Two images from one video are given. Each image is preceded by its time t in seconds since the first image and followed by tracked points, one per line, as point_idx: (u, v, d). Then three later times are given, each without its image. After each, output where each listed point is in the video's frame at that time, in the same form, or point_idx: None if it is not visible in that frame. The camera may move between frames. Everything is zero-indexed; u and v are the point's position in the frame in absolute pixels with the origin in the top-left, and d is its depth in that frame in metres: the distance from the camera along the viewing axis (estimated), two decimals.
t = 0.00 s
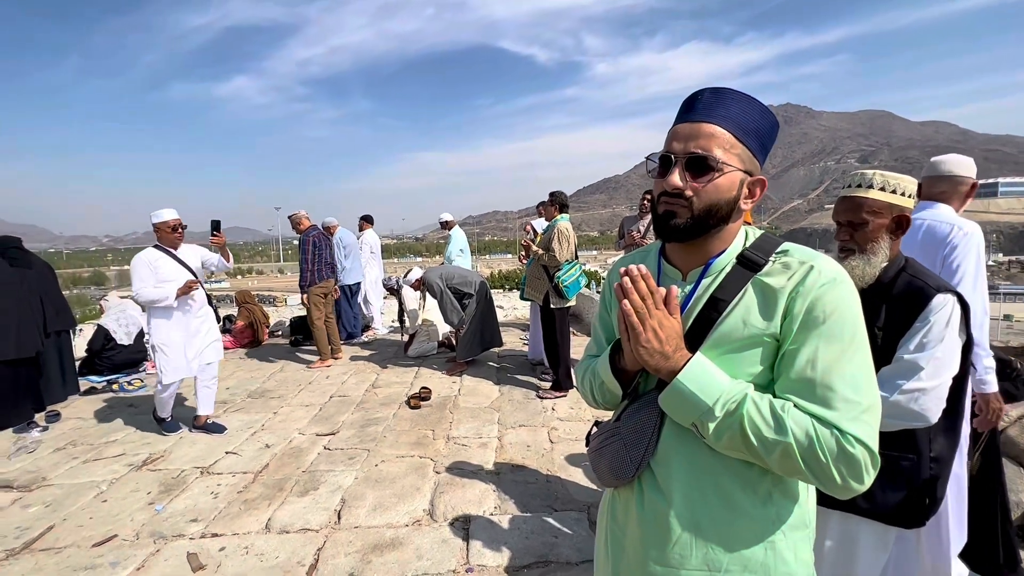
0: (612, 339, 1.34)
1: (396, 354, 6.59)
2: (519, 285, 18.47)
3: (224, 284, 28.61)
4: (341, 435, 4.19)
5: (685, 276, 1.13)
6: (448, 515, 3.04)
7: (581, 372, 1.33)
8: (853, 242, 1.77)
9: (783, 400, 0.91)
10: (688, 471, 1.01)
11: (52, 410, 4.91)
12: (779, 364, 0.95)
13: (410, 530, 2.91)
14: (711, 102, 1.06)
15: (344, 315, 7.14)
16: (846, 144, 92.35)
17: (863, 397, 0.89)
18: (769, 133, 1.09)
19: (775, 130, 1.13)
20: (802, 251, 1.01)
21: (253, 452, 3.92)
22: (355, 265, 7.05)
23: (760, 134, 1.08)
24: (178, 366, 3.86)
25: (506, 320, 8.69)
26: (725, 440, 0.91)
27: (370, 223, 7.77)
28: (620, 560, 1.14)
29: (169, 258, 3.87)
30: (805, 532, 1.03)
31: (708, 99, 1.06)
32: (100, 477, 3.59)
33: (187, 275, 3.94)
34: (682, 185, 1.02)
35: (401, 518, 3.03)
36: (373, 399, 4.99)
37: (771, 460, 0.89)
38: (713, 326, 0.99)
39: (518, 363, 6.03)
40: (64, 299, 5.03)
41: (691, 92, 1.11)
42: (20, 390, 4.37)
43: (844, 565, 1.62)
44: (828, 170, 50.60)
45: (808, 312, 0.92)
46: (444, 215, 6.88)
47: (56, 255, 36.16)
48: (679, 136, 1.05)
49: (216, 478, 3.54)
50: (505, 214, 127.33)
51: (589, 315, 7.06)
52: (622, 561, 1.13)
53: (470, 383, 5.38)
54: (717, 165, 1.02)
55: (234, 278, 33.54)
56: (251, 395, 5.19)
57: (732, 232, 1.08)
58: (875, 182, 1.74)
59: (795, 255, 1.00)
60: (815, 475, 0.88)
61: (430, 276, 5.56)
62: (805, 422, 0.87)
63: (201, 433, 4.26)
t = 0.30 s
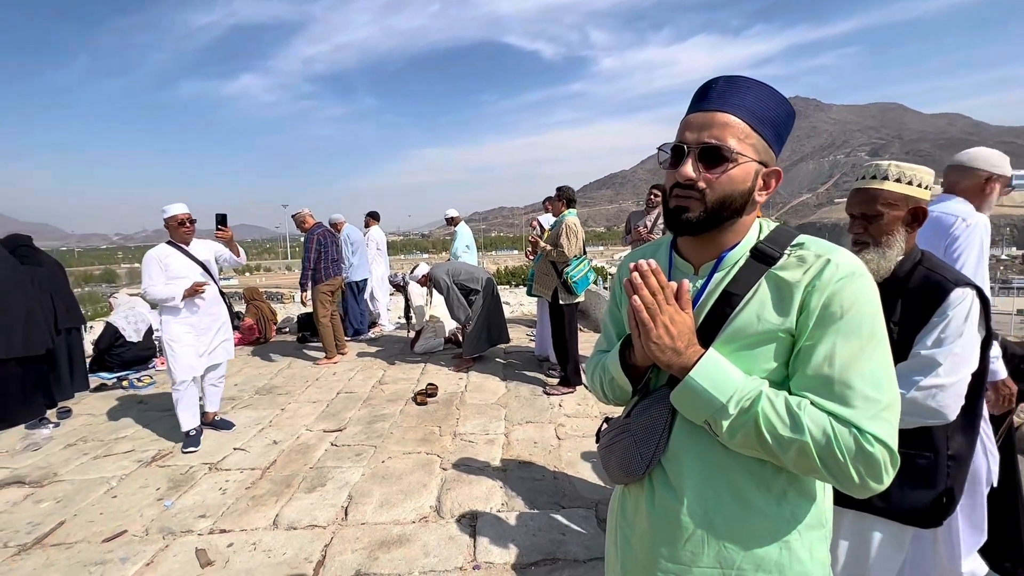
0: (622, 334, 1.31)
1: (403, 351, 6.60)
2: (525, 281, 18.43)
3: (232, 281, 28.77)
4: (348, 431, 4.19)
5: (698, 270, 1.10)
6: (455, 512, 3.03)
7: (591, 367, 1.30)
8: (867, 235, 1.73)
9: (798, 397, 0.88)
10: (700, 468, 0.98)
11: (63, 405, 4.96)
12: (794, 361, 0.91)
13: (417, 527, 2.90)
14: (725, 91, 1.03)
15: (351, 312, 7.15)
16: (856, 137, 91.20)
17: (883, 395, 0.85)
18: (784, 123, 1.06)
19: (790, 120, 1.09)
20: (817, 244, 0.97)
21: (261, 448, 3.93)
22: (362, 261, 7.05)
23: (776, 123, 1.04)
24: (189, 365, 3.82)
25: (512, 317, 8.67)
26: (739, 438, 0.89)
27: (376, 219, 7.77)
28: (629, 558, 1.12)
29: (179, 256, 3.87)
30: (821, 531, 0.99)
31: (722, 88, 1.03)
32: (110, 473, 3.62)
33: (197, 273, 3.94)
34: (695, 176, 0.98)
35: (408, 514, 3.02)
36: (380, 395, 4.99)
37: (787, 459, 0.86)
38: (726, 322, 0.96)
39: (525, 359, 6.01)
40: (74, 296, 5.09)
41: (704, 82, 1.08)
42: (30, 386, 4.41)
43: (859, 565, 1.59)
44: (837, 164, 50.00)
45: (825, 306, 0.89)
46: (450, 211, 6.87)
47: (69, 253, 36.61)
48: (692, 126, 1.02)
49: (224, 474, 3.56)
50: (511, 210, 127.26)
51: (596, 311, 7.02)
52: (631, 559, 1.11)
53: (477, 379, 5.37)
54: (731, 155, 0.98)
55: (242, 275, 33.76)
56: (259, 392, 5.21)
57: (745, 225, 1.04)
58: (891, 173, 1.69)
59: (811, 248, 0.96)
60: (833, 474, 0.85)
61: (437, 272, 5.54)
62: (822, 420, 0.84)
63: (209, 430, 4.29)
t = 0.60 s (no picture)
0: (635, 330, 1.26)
1: (410, 347, 6.58)
2: (532, 278, 18.38)
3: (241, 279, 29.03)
4: (355, 428, 4.17)
5: (715, 263, 1.04)
6: (462, 510, 3.00)
7: (603, 364, 1.25)
8: (890, 227, 1.67)
9: (827, 395, 0.83)
10: (718, 469, 0.93)
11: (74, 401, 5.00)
12: (821, 357, 0.86)
13: (423, 525, 2.87)
14: (745, 74, 0.96)
15: (357, 308, 7.14)
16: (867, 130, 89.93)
17: (918, 393, 0.80)
18: (807, 106, 0.99)
19: (814, 103, 1.03)
20: (844, 234, 0.92)
21: (268, 445, 3.93)
22: (369, 257, 7.02)
23: (798, 108, 0.98)
24: (189, 367, 3.74)
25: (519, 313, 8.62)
26: (763, 439, 0.84)
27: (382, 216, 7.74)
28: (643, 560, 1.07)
29: (178, 255, 3.85)
30: (849, 536, 0.94)
31: (742, 71, 0.97)
32: (119, 470, 3.63)
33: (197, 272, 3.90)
34: (714, 165, 0.93)
35: (415, 512, 3.00)
36: (387, 392, 4.98)
37: (815, 461, 0.81)
38: (747, 317, 0.91)
39: (532, 356, 5.96)
40: (84, 293, 5.07)
41: (722, 65, 1.02)
42: (39, 382, 4.47)
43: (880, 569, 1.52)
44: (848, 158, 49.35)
45: (855, 299, 0.83)
46: (456, 207, 6.82)
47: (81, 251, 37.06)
48: (709, 112, 0.96)
49: (232, 470, 3.55)
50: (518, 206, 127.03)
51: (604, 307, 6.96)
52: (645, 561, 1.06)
53: (484, 376, 5.34)
54: (752, 143, 0.93)
55: (251, 272, 33.99)
56: (266, 388, 5.22)
57: (767, 215, 0.98)
58: (915, 162, 1.63)
59: (837, 238, 0.91)
60: (865, 478, 0.80)
61: (443, 268, 5.50)
62: (854, 420, 0.79)
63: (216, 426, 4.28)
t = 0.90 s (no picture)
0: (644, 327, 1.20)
1: (416, 344, 6.55)
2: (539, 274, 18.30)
3: (250, 276, 29.26)
4: (361, 426, 4.15)
5: (731, 256, 0.98)
6: (468, 510, 2.95)
7: (611, 364, 1.19)
8: (918, 219, 1.58)
9: (863, 401, 0.77)
10: (738, 477, 0.86)
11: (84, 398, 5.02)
12: (854, 359, 0.79)
13: (429, 525, 2.83)
14: (764, 55, 0.89)
15: (364, 306, 7.12)
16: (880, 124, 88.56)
17: (964, 397, 0.73)
18: (832, 88, 0.92)
19: (839, 84, 0.95)
20: (872, 223, 0.85)
21: (274, 443, 3.91)
22: (375, 255, 7.00)
23: (822, 90, 0.90)
24: (189, 369, 3.71)
25: (526, 310, 8.57)
26: (797, 450, 0.78)
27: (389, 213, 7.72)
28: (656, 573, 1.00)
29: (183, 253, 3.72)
30: (878, 547, 0.88)
31: (761, 52, 0.89)
32: (125, 467, 3.63)
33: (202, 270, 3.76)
34: (732, 155, 0.86)
35: (421, 512, 2.96)
36: (393, 390, 4.94)
37: (855, 474, 0.75)
38: (771, 315, 0.84)
39: (539, 353, 5.91)
40: (93, 291, 5.09)
41: (739, 46, 0.94)
42: (48, 379, 4.50)
43: None
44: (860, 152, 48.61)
45: (892, 295, 0.76)
46: (463, 203, 6.77)
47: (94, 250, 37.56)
48: (726, 98, 0.89)
49: (237, 469, 3.54)
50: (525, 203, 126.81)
51: (612, 304, 6.88)
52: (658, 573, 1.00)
53: (490, 373, 5.29)
54: (773, 129, 0.86)
55: (260, 270, 34.24)
56: (273, 386, 5.21)
57: (789, 206, 0.91)
58: (946, 150, 1.55)
59: (865, 229, 0.84)
60: (910, 491, 0.74)
61: (450, 265, 5.46)
62: (898, 429, 0.73)
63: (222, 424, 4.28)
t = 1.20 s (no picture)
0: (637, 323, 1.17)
1: (421, 342, 6.55)
2: (546, 272, 18.25)
3: (260, 273, 29.52)
4: (364, 424, 4.15)
5: (724, 251, 0.94)
6: (469, 509, 2.93)
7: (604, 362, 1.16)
8: (927, 215, 1.53)
9: (872, 408, 0.73)
10: (733, 482, 0.83)
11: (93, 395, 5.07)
12: (858, 360, 0.75)
13: (429, 524, 2.82)
14: (759, 43, 0.85)
15: (369, 304, 7.13)
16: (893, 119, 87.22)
17: (976, 401, 0.70)
18: (830, 76, 0.88)
19: (838, 73, 0.92)
20: (872, 216, 0.81)
21: (278, 440, 3.92)
22: (380, 253, 7.00)
23: (820, 79, 0.87)
24: (199, 368, 3.68)
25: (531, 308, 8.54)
26: (804, 462, 0.74)
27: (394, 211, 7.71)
28: None
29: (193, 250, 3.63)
30: (878, 553, 0.84)
31: (755, 41, 0.86)
32: (131, 464, 3.65)
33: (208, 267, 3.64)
34: (725, 150, 0.83)
35: (422, 511, 2.94)
36: (397, 388, 4.95)
37: (867, 486, 0.72)
38: (768, 314, 0.80)
39: (544, 351, 5.88)
40: (102, 288, 5.10)
41: (733, 35, 0.91)
42: (58, 376, 4.55)
43: None
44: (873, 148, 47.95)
45: (898, 293, 0.72)
46: (468, 200, 6.75)
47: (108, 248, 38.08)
48: (719, 90, 0.86)
49: (241, 466, 3.55)
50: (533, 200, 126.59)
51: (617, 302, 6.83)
52: None
53: (494, 371, 5.27)
54: (767, 122, 0.82)
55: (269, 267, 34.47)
56: (278, 383, 5.23)
57: (786, 199, 0.88)
58: (958, 143, 1.50)
59: (865, 221, 0.80)
60: (921, 500, 0.71)
61: (454, 263, 5.44)
62: (911, 439, 0.69)
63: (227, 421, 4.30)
